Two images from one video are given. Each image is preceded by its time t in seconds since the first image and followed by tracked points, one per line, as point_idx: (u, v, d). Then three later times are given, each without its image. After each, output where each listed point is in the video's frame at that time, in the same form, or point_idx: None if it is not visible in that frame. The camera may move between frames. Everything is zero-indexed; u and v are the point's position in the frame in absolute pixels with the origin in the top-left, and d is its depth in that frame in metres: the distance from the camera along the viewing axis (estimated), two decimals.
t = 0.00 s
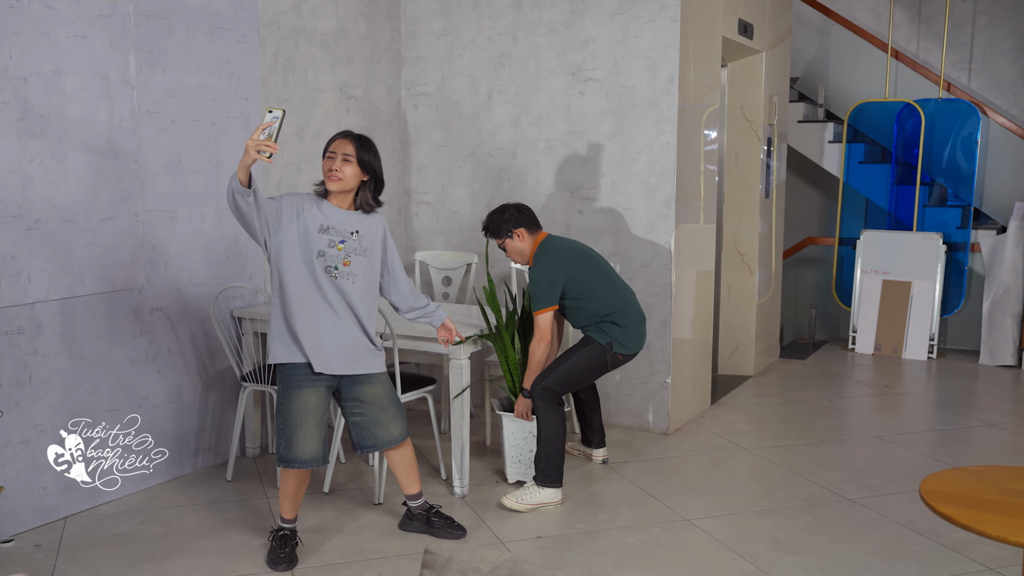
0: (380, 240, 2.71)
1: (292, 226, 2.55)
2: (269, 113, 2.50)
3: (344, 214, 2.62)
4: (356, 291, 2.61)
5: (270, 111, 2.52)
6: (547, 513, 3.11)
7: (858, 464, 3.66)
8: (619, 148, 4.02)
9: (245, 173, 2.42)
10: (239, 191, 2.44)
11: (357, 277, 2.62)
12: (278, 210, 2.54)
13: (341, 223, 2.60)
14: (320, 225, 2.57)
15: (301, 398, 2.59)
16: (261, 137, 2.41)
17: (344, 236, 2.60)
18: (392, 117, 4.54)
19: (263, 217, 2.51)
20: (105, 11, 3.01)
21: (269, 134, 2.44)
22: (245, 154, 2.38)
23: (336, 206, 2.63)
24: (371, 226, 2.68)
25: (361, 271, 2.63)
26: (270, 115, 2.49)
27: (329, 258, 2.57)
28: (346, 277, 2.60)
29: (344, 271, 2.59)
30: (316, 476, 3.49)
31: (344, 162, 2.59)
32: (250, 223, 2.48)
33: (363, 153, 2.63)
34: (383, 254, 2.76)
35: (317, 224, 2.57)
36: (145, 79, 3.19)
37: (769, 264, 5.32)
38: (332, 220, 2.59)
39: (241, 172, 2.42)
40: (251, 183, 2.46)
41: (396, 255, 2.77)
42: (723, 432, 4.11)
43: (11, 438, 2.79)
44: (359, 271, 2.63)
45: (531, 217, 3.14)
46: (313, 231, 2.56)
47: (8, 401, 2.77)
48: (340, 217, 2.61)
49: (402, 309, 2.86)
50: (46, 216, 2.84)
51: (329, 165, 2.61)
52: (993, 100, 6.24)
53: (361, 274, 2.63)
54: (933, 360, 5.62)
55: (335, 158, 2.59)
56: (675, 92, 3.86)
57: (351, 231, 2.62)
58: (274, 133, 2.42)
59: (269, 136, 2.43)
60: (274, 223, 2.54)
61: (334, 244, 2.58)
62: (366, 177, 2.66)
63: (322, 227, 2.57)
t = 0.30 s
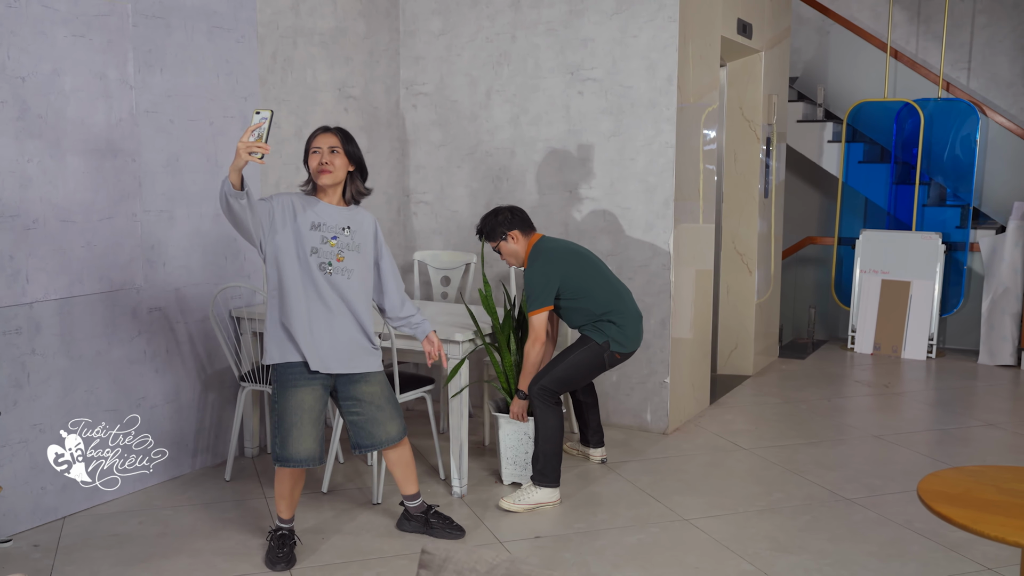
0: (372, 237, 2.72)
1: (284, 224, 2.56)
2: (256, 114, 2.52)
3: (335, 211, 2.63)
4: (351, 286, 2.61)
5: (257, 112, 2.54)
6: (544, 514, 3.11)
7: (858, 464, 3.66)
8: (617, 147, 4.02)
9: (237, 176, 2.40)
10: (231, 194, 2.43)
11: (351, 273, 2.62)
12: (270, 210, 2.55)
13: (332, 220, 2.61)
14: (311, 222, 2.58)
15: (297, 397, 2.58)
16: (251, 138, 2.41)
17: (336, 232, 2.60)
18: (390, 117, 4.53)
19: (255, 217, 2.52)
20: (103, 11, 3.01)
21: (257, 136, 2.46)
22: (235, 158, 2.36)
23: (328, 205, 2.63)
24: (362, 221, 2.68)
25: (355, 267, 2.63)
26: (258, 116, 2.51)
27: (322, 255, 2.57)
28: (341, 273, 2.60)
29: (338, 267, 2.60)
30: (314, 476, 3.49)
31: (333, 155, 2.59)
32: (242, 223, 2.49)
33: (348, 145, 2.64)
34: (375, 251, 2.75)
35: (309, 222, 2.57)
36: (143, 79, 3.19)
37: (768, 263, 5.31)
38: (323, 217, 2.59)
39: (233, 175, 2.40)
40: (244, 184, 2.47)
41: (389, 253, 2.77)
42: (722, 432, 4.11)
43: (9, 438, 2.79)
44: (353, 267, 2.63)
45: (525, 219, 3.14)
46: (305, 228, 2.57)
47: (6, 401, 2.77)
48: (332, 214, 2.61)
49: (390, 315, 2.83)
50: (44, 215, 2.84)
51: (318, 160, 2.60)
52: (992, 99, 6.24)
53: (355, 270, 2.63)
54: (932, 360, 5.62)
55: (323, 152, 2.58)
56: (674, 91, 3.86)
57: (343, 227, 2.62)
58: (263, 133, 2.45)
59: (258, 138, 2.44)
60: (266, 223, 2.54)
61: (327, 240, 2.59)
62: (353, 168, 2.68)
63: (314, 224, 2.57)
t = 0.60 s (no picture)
0: (343, 229, 2.73)
1: (256, 219, 2.56)
2: (232, 104, 2.51)
3: (307, 203, 2.63)
4: (326, 277, 2.63)
5: (233, 101, 2.52)
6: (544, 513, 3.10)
7: (857, 464, 3.65)
8: (617, 147, 4.01)
9: (215, 167, 2.44)
10: (209, 186, 2.46)
11: (326, 264, 2.64)
12: (241, 206, 2.55)
13: (305, 212, 2.62)
14: (283, 215, 2.58)
15: (278, 392, 2.59)
16: (228, 129, 2.42)
17: (308, 224, 2.61)
18: (390, 117, 4.53)
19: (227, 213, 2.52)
20: (102, 11, 3.01)
21: (236, 125, 2.46)
22: (216, 148, 2.38)
23: (302, 197, 2.64)
24: (333, 213, 2.69)
25: (329, 258, 2.65)
26: (235, 105, 2.49)
27: (296, 247, 2.59)
28: (315, 265, 2.61)
29: (313, 258, 2.61)
30: (313, 476, 3.48)
31: (300, 144, 2.61)
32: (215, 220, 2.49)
33: (311, 136, 2.66)
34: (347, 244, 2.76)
35: (281, 215, 2.58)
36: (142, 79, 3.19)
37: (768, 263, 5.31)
38: (295, 209, 2.60)
39: (211, 166, 2.45)
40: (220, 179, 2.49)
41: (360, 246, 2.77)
42: (722, 432, 4.10)
43: (7, 438, 2.79)
44: (327, 258, 2.65)
45: (523, 219, 3.13)
46: (277, 222, 2.57)
47: (5, 401, 2.77)
48: (304, 207, 2.62)
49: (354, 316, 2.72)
50: (42, 216, 2.84)
51: (286, 152, 2.60)
52: (992, 99, 6.23)
53: (330, 260, 2.65)
54: (932, 361, 5.62)
55: (290, 142, 2.59)
56: (673, 91, 3.85)
57: (315, 218, 2.63)
58: (241, 123, 2.45)
59: (235, 128, 2.45)
60: (239, 219, 2.54)
61: (300, 232, 2.60)
62: (316, 159, 2.69)
63: (285, 217, 2.58)
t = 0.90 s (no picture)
0: (337, 224, 2.72)
1: (251, 215, 2.55)
2: (223, 102, 2.47)
3: (301, 199, 2.62)
4: (321, 271, 2.63)
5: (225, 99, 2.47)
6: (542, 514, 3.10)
7: (857, 464, 3.65)
8: (617, 147, 4.01)
9: (208, 166, 2.41)
10: (204, 185, 2.42)
11: (321, 258, 2.63)
12: (236, 203, 2.53)
13: (300, 207, 2.61)
14: (278, 211, 2.57)
15: (276, 389, 2.59)
16: (220, 127, 2.39)
17: (302, 219, 2.60)
18: (390, 117, 4.53)
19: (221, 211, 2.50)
20: (101, 11, 3.01)
21: (227, 125, 2.42)
22: (209, 148, 2.36)
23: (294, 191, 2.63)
24: (327, 208, 2.68)
25: (324, 252, 2.64)
26: (226, 104, 2.45)
27: (292, 242, 2.57)
28: (311, 260, 2.61)
29: (309, 253, 2.60)
30: (313, 477, 3.48)
31: (289, 140, 2.60)
32: (209, 218, 2.48)
33: (299, 131, 2.65)
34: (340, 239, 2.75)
35: (275, 211, 2.57)
36: (142, 79, 3.19)
37: (768, 264, 5.30)
38: (290, 205, 2.59)
39: (204, 165, 2.41)
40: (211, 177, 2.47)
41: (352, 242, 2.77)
42: (722, 432, 4.10)
43: (6, 437, 2.79)
44: (322, 253, 2.64)
45: (526, 218, 3.14)
46: (273, 217, 2.56)
47: (4, 401, 2.77)
48: (299, 202, 2.61)
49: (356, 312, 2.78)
50: (42, 215, 2.84)
51: (277, 148, 2.59)
52: (993, 99, 6.22)
53: (325, 255, 2.65)
54: (933, 361, 5.61)
55: (281, 139, 2.58)
56: (673, 91, 3.85)
57: (310, 213, 2.62)
58: (234, 121, 2.40)
59: (229, 126, 2.42)
60: (234, 217, 2.53)
61: (295, 227, 2.58)
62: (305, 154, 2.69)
63: (280, 213, 2.57)
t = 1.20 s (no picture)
0: (352, 237, 2.73)
1: (271, 216, 2.55)
2: (250, 107, 2.51)
3: (320, 207, 2.63)
4: (331, 282, 2.62)
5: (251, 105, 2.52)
6: (540, 514, 3.10)
7: (856, 464, 3.65)
8: (615, 147, 4.01)
9: (227, 167, 2.42)
10: (220, 185, 2.44)
11: (332, 269, 2.63)
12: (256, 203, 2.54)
13: (318, 215, 2.61)
14: (298, 216, 2.57)
15: (280, 395, 2.58)
16: (242, 131, 2.40)
17: (321, 228, 2.60)
18: (388, 118, 4.53)
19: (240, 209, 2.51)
20: (99, 11, 3.01)
21: (249, 128, 2.45)
22: (226, 150, 2.36)
23: (317, 201, 2.64)
24: (345, 221, 2.69)
25: (336, 264, 2.64)
26: (252, 109, 2.50)
27: (307, 249, 2.57)
28: (323, 269, 2.60)
29: (321, 262, 2.60)
30: (311, 477, 3.48)
31: (330, 154, 2.64)
32: (228, 215, 2.48)
33: (343, 148, 2.69)
34: (352, 254, 2.76)
35: (295, 216, 2.56)
36: (140, 79, 3.19)
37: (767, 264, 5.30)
38: (310, 211, 2.59)
39: (222, 166, 2.41)
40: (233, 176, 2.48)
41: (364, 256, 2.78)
42: (720, 432, 4.10)
43: (4, 438, 2.79)
44: (334, 264, 2.64)
45: (527, 218, 3.14)
46: (292, 222, 2.55)
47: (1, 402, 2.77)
48: (318, 210, 2.62)
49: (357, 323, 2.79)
50: (39, 216, 2.84)
51: (315, 158, 2.63)
52: (993, 100, 6.22)
53: (336, 266, 2.65)
54: (932, 361, 5.61)
55: (323, 151, 2.62)
56: (672, 91, 3.85)
57: (328, 224, 2.63)
58: (254, 126, 2.44)
59: (249, 131, 2.44)
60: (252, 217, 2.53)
61: (312, 235, 2.58)
62: (342, 170, 2.72)
63: (300, 219, 2.57)
